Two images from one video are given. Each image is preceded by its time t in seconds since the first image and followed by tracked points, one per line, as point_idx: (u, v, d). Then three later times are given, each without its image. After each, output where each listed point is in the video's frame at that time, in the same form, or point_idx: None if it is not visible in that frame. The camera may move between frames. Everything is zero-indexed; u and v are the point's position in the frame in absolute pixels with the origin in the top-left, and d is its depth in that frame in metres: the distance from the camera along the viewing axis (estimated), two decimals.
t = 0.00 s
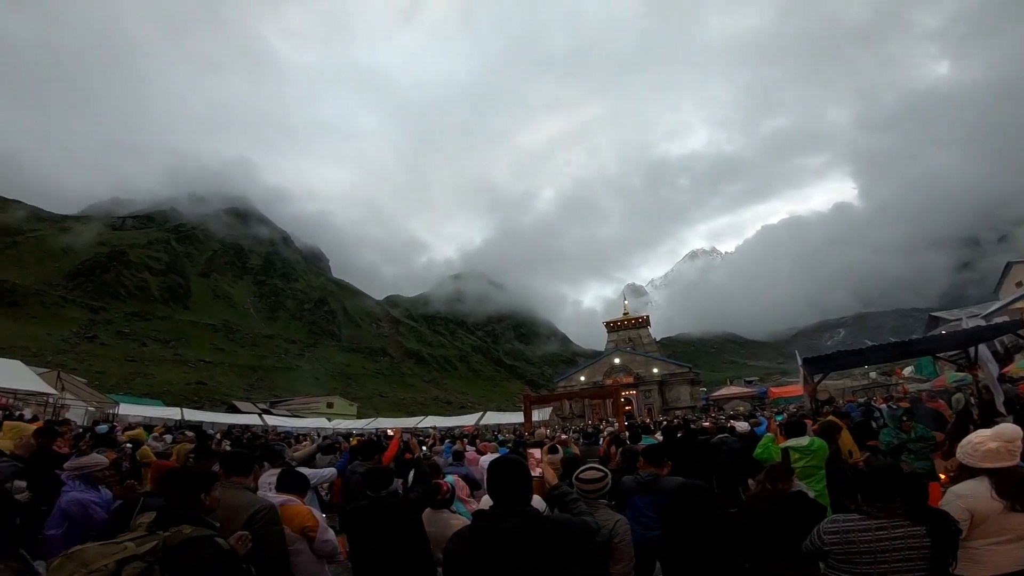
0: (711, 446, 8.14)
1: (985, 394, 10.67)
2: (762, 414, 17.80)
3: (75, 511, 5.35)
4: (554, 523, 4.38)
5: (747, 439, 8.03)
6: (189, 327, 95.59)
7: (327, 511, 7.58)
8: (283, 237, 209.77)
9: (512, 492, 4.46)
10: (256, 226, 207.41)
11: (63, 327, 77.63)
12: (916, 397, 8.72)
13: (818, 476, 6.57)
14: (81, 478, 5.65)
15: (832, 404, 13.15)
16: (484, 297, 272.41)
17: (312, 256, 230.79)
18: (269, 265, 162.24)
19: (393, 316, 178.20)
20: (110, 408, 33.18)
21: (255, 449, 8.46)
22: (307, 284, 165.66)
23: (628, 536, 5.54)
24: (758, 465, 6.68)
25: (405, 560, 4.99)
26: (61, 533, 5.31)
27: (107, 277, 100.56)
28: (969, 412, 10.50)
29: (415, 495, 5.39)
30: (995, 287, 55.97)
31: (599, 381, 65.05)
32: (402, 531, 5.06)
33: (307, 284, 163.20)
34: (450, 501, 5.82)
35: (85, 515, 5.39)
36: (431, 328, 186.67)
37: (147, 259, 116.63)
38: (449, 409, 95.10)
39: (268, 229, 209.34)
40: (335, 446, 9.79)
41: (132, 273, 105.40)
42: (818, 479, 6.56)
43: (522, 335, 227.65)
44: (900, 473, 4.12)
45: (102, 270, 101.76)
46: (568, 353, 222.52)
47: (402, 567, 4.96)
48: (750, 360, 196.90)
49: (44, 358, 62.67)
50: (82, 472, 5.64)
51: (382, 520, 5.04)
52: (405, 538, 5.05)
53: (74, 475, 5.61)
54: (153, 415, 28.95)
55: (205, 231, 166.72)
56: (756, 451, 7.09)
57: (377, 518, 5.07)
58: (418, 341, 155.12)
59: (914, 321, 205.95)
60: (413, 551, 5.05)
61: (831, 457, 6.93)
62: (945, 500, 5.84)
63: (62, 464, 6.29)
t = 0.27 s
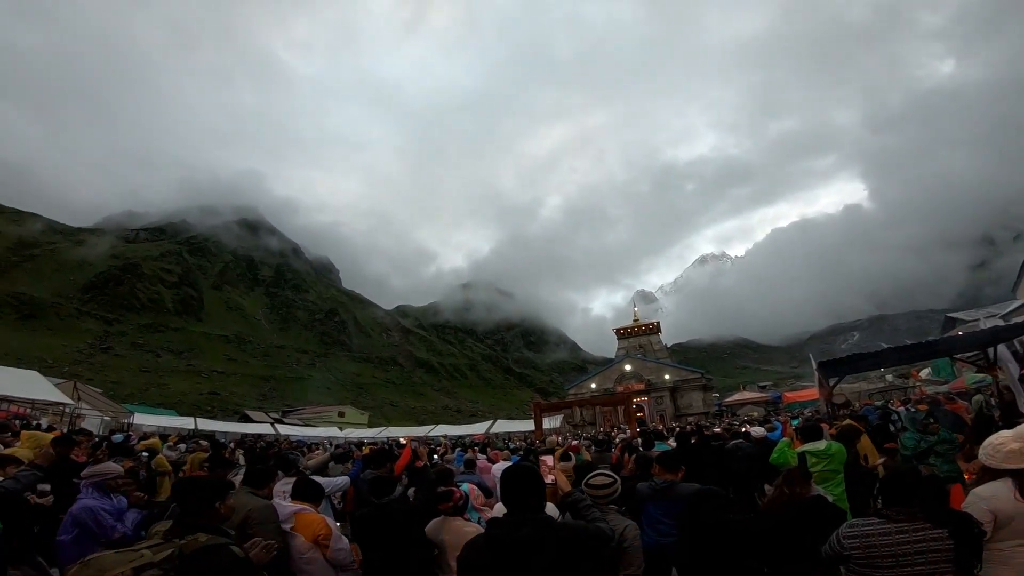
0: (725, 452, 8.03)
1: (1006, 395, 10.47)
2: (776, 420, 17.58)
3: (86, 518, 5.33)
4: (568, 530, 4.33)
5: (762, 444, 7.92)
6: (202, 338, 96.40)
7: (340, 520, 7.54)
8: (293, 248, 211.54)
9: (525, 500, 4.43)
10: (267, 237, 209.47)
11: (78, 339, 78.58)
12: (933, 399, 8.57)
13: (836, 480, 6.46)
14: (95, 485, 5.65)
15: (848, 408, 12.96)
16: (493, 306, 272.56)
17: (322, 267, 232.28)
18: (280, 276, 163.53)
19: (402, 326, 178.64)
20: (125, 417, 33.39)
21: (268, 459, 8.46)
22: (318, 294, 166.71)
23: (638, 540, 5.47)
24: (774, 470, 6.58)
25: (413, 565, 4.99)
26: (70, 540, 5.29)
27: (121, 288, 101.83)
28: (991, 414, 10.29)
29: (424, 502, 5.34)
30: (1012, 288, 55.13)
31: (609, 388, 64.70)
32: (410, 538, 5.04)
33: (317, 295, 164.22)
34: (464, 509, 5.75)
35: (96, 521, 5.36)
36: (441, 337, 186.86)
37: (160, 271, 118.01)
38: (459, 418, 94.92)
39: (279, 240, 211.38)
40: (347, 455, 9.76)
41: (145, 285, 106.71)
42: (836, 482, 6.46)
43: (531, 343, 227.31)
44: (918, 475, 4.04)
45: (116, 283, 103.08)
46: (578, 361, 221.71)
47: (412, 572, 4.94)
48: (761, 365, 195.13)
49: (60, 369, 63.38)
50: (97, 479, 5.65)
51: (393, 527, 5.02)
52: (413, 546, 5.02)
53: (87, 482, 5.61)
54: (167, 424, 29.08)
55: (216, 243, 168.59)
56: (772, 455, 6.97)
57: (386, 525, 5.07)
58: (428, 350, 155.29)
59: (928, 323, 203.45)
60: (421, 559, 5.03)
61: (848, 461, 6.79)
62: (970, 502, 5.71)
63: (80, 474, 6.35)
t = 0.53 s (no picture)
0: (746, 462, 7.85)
1: None
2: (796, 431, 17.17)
3: (102, 515, 5.37)
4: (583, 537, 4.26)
5: (785, 455, 7.72)
6: (224, 341, 98.11)
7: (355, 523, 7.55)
8: (314, 254, 214.69)
9: (539, 506, 4.40)
10: (289, 243, 213.05)
11: (106, 340, 80.61)
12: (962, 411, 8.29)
13: (862, 492, 6.28)
14: (115, 484, 5.73)
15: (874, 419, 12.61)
16: (510, 313, 272.57)
17: (342, 273, 235.14)
18: (300, 282, 165.95)
19: (419, 332, 179.59)
20: (148, 418, 33.98)
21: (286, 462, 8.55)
22: (337, 300, 168.67)
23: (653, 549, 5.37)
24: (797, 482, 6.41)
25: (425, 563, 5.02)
26: (87, 537, 5.30)
27: (148, 292, 104.38)
28: None
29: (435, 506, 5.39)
30: None
31: (627, 398, 64.03)
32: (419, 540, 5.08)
33: (337, 301, 166.18)
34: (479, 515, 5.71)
35: (111, 520, 5.39)
36: (457, 344, 187.30)
37: (186, 275, 120.71)
38: (474, 425, 94.82)
39: (300, 246, 214.78)
40: (363, 460, 9.77)
41: (171, 289, 109.22)
42: (862, 494, 6.26)
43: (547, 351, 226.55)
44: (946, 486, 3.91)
45: (144, 286, 105.75)
46: (594, 369, 220.25)
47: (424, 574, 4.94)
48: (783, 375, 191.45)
49: (88, 368, 65.01)
50: (116, 477, 5.73)
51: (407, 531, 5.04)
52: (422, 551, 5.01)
53: (109, 479, 5.71)
54: (187, 425, 29.54)
55: (240, 248, 171.99)
56: (794, 467, 6.81)
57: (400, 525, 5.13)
58: (444, 357, 155.74)
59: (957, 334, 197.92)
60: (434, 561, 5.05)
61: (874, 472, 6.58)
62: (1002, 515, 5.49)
63: (103, 473, 6.45)
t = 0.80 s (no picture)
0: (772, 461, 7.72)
1: None
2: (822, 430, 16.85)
3: (136, 519, 5.47)
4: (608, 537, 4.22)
5: (813, 455, 7.56)
6: (247, 348, 99.75)
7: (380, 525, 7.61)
8: (333, 260, 217.39)
9: (563, 507, 4.37)
10: (308, 251, 216.15)
11: (134, 348, 82.61)
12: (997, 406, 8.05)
13: (896, 490, 6.12)
14: (146, 489, 5.83)
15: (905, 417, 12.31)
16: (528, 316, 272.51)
17: (360, 279, 237.54)
18: (320, 288, 168.16)
19: (438, 336, 180.49)
20: (176, 424, 34.72)
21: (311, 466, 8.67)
22: (357, 305, 170.51)
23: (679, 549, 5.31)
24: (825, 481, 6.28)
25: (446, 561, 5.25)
26: (121, 540, 5.37)
27: (174, 301, 106.76)
28: None
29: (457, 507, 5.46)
30: None
31: (648, 398, 63.49)
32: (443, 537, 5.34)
33: (356, 306, 167.99)
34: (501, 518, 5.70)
35: (144, 523, 5.50)
36: (476, 347, 187.80)
37: (209, 283, 123.08)
38: (494, 427, 94.90)
39: (320, 254, 217.75)
40: (385, 464, 9.85)
41: (195, 297, 111.43)
42: (895, 493, 6.11)
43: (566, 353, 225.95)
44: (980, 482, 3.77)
45: (169, 295, 108.17)
46: (614, 371, 219.05)
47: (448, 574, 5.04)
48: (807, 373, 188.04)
49: (118, 376, 66.59)
50: (149, 482, 5.84)
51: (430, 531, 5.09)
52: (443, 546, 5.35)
53: (141, 484, 5.82)
54: (214, 431, 30.07)
55: (261, 256, 174.87)
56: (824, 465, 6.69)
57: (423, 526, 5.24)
58: (463, 360, 156.21)
59: (988, 328, 192.43)
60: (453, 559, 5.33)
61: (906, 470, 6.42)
62: None
63: (135, 478, 6.59)
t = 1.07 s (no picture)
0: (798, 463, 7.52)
1: None
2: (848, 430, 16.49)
3: (168, 528, 5.54)
4: (634, 541, 4.14)
5: (841, 455, 7.37)
6: (266, 358, 100.93)
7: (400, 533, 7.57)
8: (348, 271, 219.59)
9: (586, 513, 4.31)
10: (324, 261, 218.66)
11: (156, 360, 84.08)
12: None
13: (927, 490, 5.99)
14: (177, 498, 5.89)
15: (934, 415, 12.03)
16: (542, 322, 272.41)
17: (375, 288, 239.32)
18: (337, 299, 169.75)
19: (453, 344, 180.94)
20: (199, 434, 35.25)
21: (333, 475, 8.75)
22: (372, 314, 171.79)
23: (704, 551, 5.22)
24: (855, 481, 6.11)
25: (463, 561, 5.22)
26: (154, 549, 5.44)
27: (194, 313, 108.55)
28: None
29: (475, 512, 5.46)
30: None
31: (666, 402, 62.90)
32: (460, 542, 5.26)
33: (372, 315, 169.26)
34: (522, 523, 5.67)
35: (176, 533, 5.55)
36: (491, 354, 187.92)
37: (228, 296, 124.98)
38: (511, 433, 94.65)
39: (335, 264, 220.10)
40: (404, 471, 9.88)
41: (215, 309, 113.19)
42: (926, 493, 5.97)
43: (581, 358, 225.27)
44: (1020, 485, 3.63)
45: (190, 308, 110.03)
46: (630, 375, 217.66)
47: None
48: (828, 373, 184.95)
49: (141, 388, 67.76)
50: (178, 491, 5.88)
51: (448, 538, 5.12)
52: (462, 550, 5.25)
53: (170, 493, 5.87)
54: (236, 440, 30.47)
55: (278, 268, 177.22)
56: (853, 466, 6.57)
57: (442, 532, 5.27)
58: (478, 367, 156.33)
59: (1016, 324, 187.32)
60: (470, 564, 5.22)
61: (937, 471, 6.23)
62: None
63: (160, 487, 6.68)
